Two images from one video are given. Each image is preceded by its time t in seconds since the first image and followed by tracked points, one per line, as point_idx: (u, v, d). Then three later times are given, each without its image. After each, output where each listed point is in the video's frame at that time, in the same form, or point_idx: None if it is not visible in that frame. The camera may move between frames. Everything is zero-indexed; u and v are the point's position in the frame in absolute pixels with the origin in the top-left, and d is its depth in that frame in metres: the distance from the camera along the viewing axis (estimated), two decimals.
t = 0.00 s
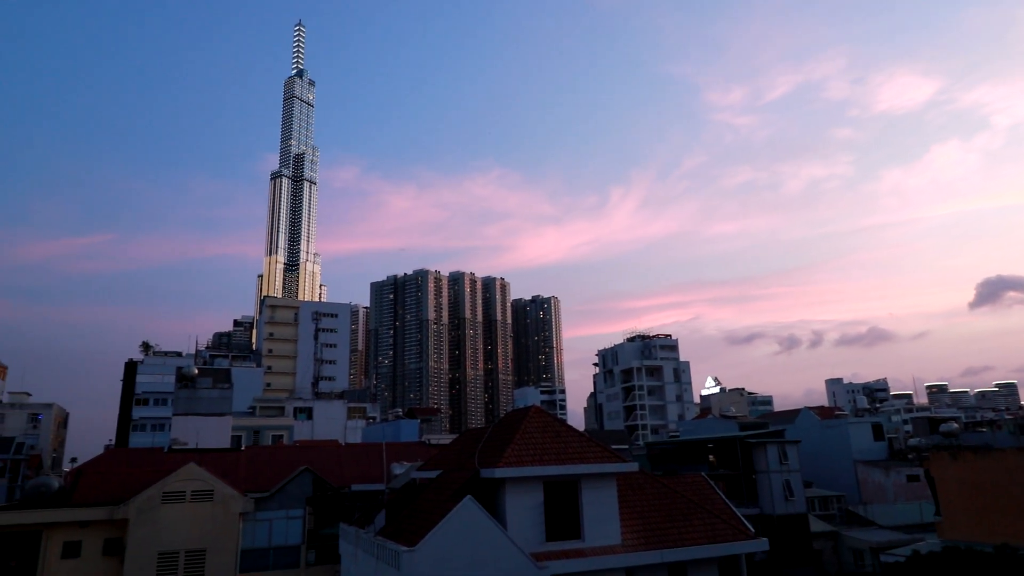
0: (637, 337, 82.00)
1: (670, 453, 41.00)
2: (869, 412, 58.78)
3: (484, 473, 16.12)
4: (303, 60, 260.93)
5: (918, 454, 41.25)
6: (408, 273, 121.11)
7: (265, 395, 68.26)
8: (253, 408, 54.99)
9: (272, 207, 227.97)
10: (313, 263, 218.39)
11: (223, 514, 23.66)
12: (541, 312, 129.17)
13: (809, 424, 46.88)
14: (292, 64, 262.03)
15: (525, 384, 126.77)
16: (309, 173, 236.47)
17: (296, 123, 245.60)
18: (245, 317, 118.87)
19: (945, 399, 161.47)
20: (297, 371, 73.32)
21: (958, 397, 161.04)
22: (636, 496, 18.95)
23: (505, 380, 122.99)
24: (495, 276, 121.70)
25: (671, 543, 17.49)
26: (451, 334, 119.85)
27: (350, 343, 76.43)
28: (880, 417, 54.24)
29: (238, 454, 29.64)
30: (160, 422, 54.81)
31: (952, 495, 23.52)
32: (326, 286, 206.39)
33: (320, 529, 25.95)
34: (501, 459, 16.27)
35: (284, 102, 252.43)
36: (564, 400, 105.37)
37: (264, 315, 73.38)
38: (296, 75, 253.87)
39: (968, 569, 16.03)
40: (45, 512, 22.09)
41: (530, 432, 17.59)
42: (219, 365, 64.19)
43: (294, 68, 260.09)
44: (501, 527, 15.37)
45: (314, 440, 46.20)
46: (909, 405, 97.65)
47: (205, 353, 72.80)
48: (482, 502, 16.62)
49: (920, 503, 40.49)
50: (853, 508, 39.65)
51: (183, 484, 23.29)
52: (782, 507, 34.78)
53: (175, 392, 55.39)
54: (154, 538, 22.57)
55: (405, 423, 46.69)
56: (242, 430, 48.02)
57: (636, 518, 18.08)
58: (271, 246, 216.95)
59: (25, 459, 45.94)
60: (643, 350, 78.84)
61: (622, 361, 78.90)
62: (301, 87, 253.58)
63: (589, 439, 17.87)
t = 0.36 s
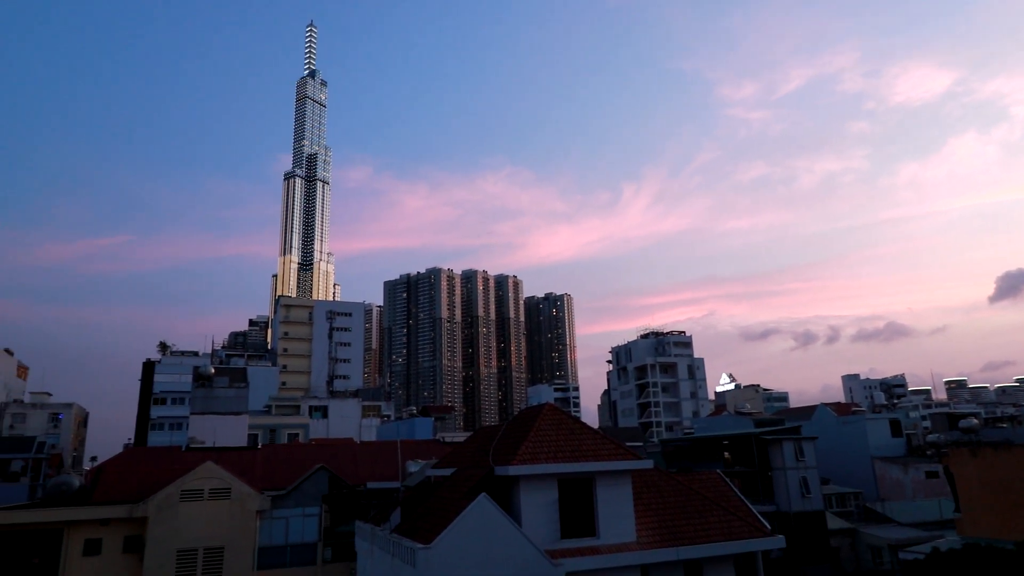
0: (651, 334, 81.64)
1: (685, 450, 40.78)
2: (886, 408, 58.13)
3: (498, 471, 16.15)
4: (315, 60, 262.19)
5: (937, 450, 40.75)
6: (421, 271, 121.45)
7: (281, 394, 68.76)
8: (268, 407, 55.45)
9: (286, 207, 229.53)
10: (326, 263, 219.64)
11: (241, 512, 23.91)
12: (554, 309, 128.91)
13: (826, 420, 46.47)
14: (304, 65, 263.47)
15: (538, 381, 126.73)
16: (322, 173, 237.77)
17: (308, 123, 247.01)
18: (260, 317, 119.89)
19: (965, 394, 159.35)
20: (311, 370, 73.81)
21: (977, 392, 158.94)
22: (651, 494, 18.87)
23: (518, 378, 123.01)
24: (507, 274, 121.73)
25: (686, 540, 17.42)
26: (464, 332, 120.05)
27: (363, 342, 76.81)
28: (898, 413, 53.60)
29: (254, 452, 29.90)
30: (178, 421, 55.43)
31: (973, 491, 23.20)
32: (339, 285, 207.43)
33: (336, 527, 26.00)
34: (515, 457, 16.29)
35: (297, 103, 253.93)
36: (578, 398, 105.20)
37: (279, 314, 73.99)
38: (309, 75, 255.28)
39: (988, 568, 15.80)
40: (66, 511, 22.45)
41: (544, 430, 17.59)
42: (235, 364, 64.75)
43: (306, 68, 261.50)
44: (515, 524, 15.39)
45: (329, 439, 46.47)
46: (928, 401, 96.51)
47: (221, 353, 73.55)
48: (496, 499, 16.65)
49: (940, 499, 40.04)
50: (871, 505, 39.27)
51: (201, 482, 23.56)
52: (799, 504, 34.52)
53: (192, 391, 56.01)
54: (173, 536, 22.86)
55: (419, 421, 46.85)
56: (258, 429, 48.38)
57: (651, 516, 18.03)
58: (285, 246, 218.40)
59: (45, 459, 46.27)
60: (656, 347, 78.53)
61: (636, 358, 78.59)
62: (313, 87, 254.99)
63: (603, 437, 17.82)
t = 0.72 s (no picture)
0: (665, 331, 81.27)
1: (700, 448, 40.57)
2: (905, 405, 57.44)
3: (513, 468, 16.16)
4: (327, 61, 263.48)
5: (956, 447, 40.23)
6: (434, 270, 121.81)
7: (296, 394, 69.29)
8: (284, 405, 55.92)
9: (299, 208, 231.12)
10: (340, 263, 220.90)
11: (258, 510, 24.11)
12: (567, 307, 128.67)
13: (843, 417, 46.03)
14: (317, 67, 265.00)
15: (552, 379, 126.61)
16: (335, 173, 239.15)
17: (321, 124, 248.51)
18: (275, 317, 120.88)
19: (985, 390, 157.30)
20: (326, 369, 74.27)
21: (997, 388, 156.83)
22: (667, 491, 18.79)
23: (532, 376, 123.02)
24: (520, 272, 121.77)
25: (701, 538, 17.31)
26: (477, 330, 120.27)
27: (377, 341, 77.19)
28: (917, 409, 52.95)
29: (271, 451, 30.20)
30: (195, 421, 56.01)
31: (994, 489, 22.85)
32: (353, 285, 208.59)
33: (351, 525, 26.12)
34: (529, 455, 16.28)
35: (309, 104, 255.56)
36: (592, 396, 104.94)
37: (294, 314, 74.60)
38: (321, 77, 256.87)
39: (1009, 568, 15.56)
40: (86, 509, 22.78)
41: (558, 428, 17.56)
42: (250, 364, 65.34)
43: (319, 69, 263.06)
44: (530, 522, 15.40)
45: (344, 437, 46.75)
46: (947, 397, 95.30)
47: (237, 353, 74.24)
48: (512, 497, 16.66)
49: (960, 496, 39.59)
50: (889, 503, 38.86)
51: (218, 480, 23.78)
52: (816, 502, 34.27)
53: (209, 390, 56.65)
54: (192, 533, 23.11)
55: (433, 419, 47.01)
56: (274, 428, 48.74)
57: (667, 514, 17.94)
58: (299, 246, 220.02)
59: (66, 458, 46.87)
60: (670, 344, 78.20)
61: (650, 355, 78.29)
62: (326, 88, 256.51)
63: (618, 435, 17.76)
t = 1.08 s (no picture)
0: (683, 329, 80.73)
1: (719, 446, 40.20)
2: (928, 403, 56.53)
3: (531, 467, 16.13)
4: (342, 62, 265.02)
5: (982, 445, 39.52)
6: (450, 270, 122.12)
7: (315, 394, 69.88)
8: (303, 405, 56.39)
9: (316, 209, 232.76)
10: (357, 263, 222.16)
11: (279, 508, 24.35)
12: (583, 306, 128.23)
13: (865, 416, 45.41)
14: (333, 69, 266.69)
15: (569, 378, 126.33)
16: (351, 175, 240.51)
17: (337, 126, 250.14)
18: (294, 317, 121.97)
19: (1011, 387, 154.19)
20: (344, 369, 74.78)
21: None
22: (685, 491, 18.65)
23: (549, 375, 122.83)
24: (536, 271, 121.71)
25: (721, 538, 17.17)
26: (494, 330, 120.40)
27: (394, 341, 77.54)
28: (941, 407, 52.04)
29: (290, 450, 30.47)
30: (216, 421, 56.79)
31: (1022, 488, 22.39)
32: (370, 285, 209.72)
33: (370, 524, 26.29)
34: (547, 454, 16.25)
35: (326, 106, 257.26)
36: (609, 395, 104.53)
37: (312, 314, 75.23)
38: (337, 79, 258.53)
39: None
40: (111, 508, 23.14)
41: (576, 427, 17.51)
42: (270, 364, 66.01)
43: (334, 72, 264.81)
44: (549, 521, 15.37)
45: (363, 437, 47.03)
46: (972, 395, 93.49)
47: (257, 353, 75.03)
48: (529, 496, 16.65)
49: (986, 496, 38.89)
50: (913, 502, 38.28)
51: (239, 480, 24.05)
52: (838, 501, 33.83)
53: (230, 390, 57.34)
54: (214, 532, 23.39)
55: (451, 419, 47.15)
56: (293, 428, 49.14)
57: (686, 513, 17.82)
58: (317, 247, 221.69)
59: (91, 457, 47.63)
60: (688, 342, 77.66)
61: (668, 354, 77.78)
62: (342, 90, 258.30)
63: (636, 434, 17.65)
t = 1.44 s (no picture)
0: (697, 328, 80.29)
1: (736, 446, 39.89)
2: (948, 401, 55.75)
3: (546, 468, 16.13)
4: (355, 65, 266.01)
5: (1004, 444, 38.92)
6: (463, 271, 122.34)
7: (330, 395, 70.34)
8: (319, 407, 56.78)
9: (330, 211, 234.07)
10: (371, 265, 223.09)
11: (295, 509, 24.50)
12: (597, 306, 127.83)
13: (882, 415, 44.94)
14: (345, 72, 268.04)
15: (583, 378, 126.07)
16: (365, 177, 241.52)
17: (350, 128, 251.43)
18: (309, 319, 122.87)
19: None
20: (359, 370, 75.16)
21: None
22: (702, 491, 18.54)
23: (563, 375, 122.62)
24: (550, 271, 121.59)
25: (738, 538, 17.06)
26: (508, 330, 120.47)
27: (409, 341, 77.81)
28: (961, 406, 51.24)
29: (307, 451, 30.71)
30: (233, 422, 57.54)
31: None
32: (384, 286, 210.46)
33: (386, 524, 26.40)
34: (562, 454, 16.23)
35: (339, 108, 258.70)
36: (624, 394, 104.17)
37: (327, 316, 75.74)
38: (350, 81, 259.92)
39: None
40: (131, 509, 23.45)
41: (592, 427, 17.47)
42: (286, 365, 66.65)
43: (347, 74, 266.11)
44: (564, 521, 15.36)
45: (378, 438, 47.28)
46: (994, 393, 92.02)
47: (273, 355, 75.67)
48: (544, 496, 16.64)
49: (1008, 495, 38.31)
50: (934, 502, 37.79)
51: (256, 481, 24.23)
52: (856, 501, 33.49)
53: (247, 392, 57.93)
54: (232, 533, 23.60)
55: (466, 419, 47.25)
56: (309, 429, 49.47)
57: (702, 513, 17.72)
58: (331, 249, 222.78)
59: (111, 459, 48.26)
60: (703, 341, 77.24)
61: (682, 353, 77.37)
62: (355, 93, 259.60)
63: (652, 434, 17.57)
